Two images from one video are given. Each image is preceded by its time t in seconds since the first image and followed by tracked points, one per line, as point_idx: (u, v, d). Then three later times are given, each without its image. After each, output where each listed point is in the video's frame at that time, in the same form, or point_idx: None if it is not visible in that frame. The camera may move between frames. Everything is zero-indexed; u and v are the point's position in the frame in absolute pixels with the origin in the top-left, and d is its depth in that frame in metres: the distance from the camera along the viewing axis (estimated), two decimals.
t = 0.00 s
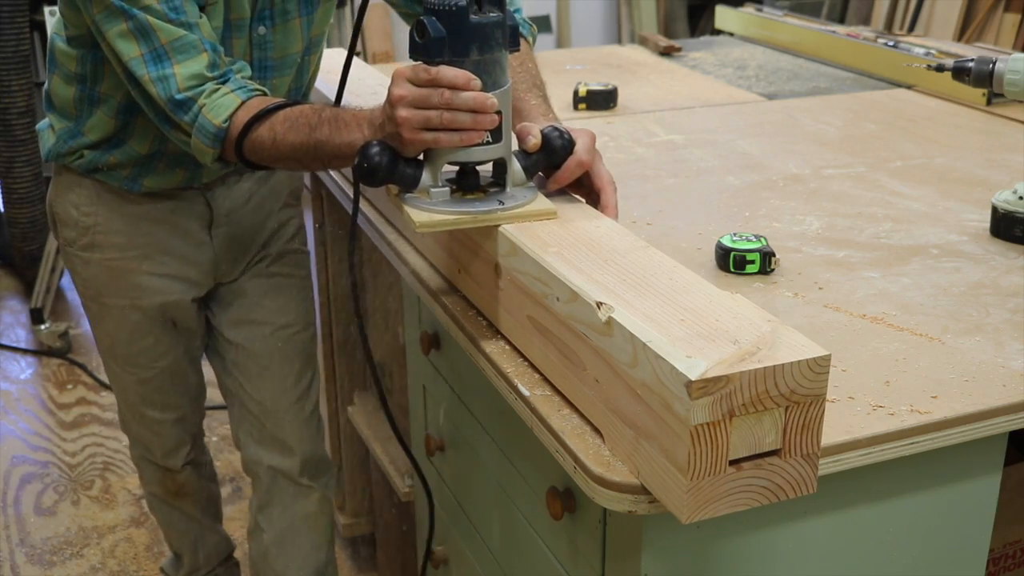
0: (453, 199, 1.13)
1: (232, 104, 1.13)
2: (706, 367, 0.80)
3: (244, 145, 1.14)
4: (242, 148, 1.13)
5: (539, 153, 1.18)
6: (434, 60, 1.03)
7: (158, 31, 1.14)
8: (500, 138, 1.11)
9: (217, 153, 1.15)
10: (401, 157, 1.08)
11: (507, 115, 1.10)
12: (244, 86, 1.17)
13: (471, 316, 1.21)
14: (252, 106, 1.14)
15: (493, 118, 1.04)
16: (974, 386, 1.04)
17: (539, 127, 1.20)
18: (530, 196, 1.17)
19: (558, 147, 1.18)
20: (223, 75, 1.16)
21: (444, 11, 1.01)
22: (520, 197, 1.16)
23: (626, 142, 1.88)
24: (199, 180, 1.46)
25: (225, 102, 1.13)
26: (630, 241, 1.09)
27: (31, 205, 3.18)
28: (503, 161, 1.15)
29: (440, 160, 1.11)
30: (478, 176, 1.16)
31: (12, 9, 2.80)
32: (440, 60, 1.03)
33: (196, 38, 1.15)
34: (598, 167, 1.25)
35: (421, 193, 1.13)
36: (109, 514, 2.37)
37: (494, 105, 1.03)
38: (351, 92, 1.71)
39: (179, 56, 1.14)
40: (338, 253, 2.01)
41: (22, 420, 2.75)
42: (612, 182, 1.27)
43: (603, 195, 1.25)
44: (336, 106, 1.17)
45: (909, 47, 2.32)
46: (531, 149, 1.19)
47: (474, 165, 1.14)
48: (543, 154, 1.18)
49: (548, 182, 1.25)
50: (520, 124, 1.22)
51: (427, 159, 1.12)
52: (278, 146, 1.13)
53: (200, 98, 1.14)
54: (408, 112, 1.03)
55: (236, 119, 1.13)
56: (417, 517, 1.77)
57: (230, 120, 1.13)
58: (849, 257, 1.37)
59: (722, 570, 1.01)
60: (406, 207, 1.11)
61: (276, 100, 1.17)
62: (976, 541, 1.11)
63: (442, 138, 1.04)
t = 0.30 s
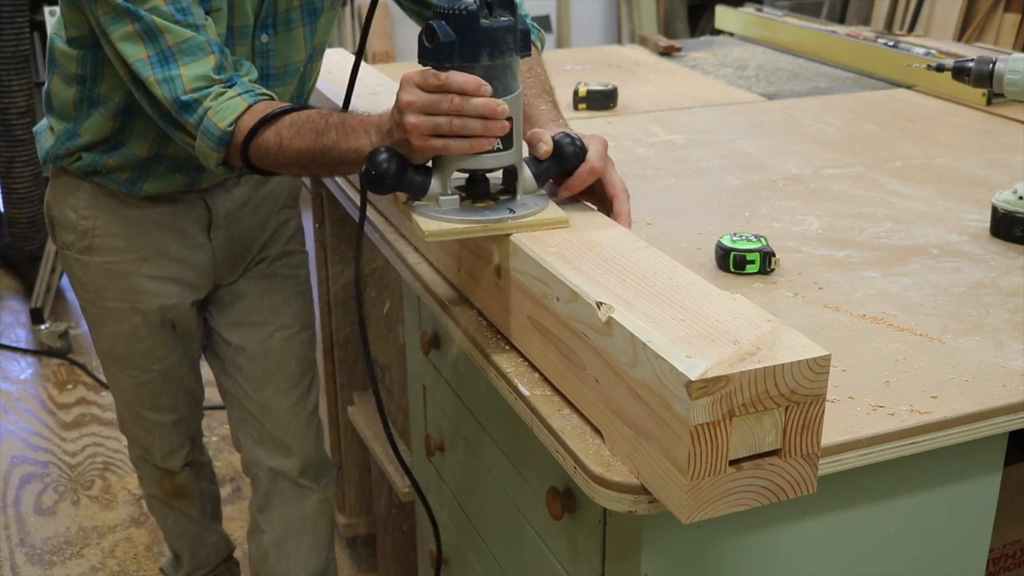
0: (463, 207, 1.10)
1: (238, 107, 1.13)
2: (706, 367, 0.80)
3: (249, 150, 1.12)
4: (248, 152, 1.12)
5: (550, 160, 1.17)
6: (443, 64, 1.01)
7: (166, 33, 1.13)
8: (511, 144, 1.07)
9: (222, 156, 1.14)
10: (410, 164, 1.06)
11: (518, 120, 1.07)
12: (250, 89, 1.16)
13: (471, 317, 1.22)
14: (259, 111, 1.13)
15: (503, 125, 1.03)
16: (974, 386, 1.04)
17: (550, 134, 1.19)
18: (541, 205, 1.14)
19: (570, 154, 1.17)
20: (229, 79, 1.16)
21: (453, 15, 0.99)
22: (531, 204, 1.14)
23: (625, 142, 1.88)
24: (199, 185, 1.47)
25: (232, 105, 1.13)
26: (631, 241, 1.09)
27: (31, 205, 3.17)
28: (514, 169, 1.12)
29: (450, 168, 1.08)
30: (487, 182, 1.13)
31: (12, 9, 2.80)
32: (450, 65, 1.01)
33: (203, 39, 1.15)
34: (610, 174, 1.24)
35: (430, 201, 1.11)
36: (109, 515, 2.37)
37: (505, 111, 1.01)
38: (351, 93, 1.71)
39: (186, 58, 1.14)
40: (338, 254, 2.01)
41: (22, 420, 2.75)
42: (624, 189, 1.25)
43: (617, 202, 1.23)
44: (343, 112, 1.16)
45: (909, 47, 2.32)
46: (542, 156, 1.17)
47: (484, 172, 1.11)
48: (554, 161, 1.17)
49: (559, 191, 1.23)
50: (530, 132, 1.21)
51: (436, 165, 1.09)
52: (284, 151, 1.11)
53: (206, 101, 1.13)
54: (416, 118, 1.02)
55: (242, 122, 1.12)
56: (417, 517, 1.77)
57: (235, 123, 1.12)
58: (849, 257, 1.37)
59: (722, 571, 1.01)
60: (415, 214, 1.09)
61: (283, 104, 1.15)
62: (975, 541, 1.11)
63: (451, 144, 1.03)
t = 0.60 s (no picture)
0: (475, 218, 1.08)
1: (245, 110, 1.12)
2: (706, 367, 0.80)
3: (256, 155, 1.11)
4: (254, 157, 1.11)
5: (564, 169, 1.14)
6: (457, 71, 0.98)
7: (173, 34, 1.13)
8: (525, 153, 1.05)
9: (228, 160, 1.13)
10: (421, 174, 1.04)
11: (533, 128, 1.04)
12: (257, 92, 1.15)
13: (471, 317, 1.22)
14: (267, 114, 1.12)
15: (518, 133, 0.99)
16: (974, 386, 1.04)
17: (564, 143, 1.16)
18: (555, 215, 1.11)
19: (584, 161, 1.14)
20: (237, 81, 1.15)
21: (466, 20, 0.96)
22: (546, 215, 1.11)
23: (625, 142, 1.88)
24: (199, 191, 1.47)
25: (239, 108, 1.12)
26: (631, 241, 1.09)
27: (31, 205, 3.18)
28: (528, 177, 1.10)
29: (462, 177, 1.06)
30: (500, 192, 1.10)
31: (12, 9, 2.80)
32: (462, 72, 0.98)
33: (211, 40, 1.14)
34: (625, 183, 1.20)
35: (441, 211, 1.09)
36: (109, 514, 2.37)
37: (519, 119, 0.98)
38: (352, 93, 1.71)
39: (193, 59, 1.13)
40: (338, 254, 2.01)
41: (22, 420, 2.75)
42: (639, 198, 1.22)
43: (632, 211, 1.20)
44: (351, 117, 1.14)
45: (910, 47, 2.32)
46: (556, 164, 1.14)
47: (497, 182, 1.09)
48: (569, 169, 1.14)
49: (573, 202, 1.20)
50: (543, 141, 1.18)
51: (448, 174, 1.07)
52: (291, 157, 1.10)
53: (212, 102, 1.12)
54: (427, 125, 0.98)
55: (248, 126, 1.11)
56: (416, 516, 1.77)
57: (242, 127, 1.11)
58: (849, 257, 1.37)
59: (722, 571, 1.01)
60: (427, 225, 1.07)
61: (291, 109, 1.14)
62: (975, 541, 1.11)
63: (464, 153, 0.99)
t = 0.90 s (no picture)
0: (485, 226, 1.06)
1: (251, 114, 1.11)
2: (706, 367, 0.80)
3: (261, 160, 1.11)
4: (259, 162, 1.10)
5: (576, 175, 1.12)
6: (467, 77, 0.96)
7: (179, 35, 1.13)
8: (535, 160, 1.03)
9: (232, 164, 1.12)
10: (429, 180, 1.03)
11: (545, 134, 1.03)
12: (264, 96, 1.15)
13: (470, 318, 1.22)
14: (273, 119, 1.12)
15: (527, 140, 0.99)
16: (974, 386, 1.04)
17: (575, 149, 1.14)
18: (568, 223, 1.09)
19: (596, 168, 1.12)
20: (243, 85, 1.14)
21: (476, 25, 0.95)
22: (559, 223, 1.08)
23: (625, 142, 1.87)
24: (207, 196, 1.47)
25: (244, 112, 1.11)
26: (631, 242, 1.09)
27: (31, 205, 3.17)
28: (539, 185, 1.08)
29: (472, 184, 1.04)
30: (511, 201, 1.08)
31: (12, 9, 2.80)
32: (473, 77, 0.97)
33: (218, 43, 1.14)
34: (637, 190, 1.20)
35: (451, 219, 1.07)
36: (109, 514, 2.37)
37: (530, 125, 0.98)
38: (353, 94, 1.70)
39: (199, 62, 1.13)
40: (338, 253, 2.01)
41: (22, 420, 2.74)
42: (651, 204, 1.21)
43: (645, 219, 1.19)
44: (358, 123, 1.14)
45: (910, 47, 2.32)
46: (568, 171, 1.12)
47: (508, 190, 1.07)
48: (581, 175, 1.12)
49: (584, 208, 1.18)
50: (553, 147, 1.16)
51: (458, 181, 1.05)
52: (296, 161, 1.10)
53: (217, 106, 1.11)
54: (436, 133, 0.98)
55: (254, 130, 1.10)
56: (416, 517, 1.77)
57: (247, 131, 1.10)
58: (849, 257, 1.37)
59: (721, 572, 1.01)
60: (434, 232, 1.05)
61: (297, 114, 1.14)
62: (975, 541, 1.11)
63: (474, 159, 0.99)
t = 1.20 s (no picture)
0: (496, 234, 1.05)
1: (258, 117, 1.11)
2: (706, 367, 0.80)
3: (266, 162, 1.11)
4: (264, 165, 1.10)
5: (587, 182, 1.11)
6: (477, 81, 0.96)
7: (195, 34, 1.13)
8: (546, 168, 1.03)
9: (236, 166, 1.13)
10: (439, 188, 1.02)
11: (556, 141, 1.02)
12: (273, 100, 1.15)
13: (471, 319, 1.22)
14: (279, 121, 1.11)
15: (541, 146, 0.98)
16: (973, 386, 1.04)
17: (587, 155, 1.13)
18: (579, 231, 1.08)
19: (608, 175, 1.11)
20: (253, 88, 1.14)
21: (486, 29, 0.94)
22: (570, 230, 1.08)
23: (625, 142, 1.87)
24: (221, 201, 1.47)
25: (252, 114, 1.11)
26: (631, 244, 1.09)
27: (31, 205, 3.17)
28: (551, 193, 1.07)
29: (482, 192, 1.03)
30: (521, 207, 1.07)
31: (12, 9, 2.80)
32: (483, 82, 0.96)
33: (234, 46, 1.14)
34: (650, 199, 1.19)
35: (461, 227, 1.06)
36: (109, 514, 2.37)
37: (542, 132, 0.97)
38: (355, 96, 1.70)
39: (213, 62, 1.13)
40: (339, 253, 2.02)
41: (22, 420, 2.75)
42: (665, 213, 1.20)
43: (658, 228, 1.18)
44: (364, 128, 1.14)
45: (910, 47, 2.32)
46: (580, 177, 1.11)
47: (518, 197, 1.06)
48: (592, 182, 1.11)
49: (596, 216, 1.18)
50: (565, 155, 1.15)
51: (468, 189, 1.05)
52: (302, 165, 1.09)
53: (226, 108, 1.11)
54: (446, 139, 0.98)
55: (260, 133, 1.10)
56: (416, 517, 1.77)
57: (253, 133, 1.10)
58: (849, 257, 1.37)
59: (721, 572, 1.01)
60: (444, 241, 1.04)
61: (304, 117, 1.14)
62: (975, 541, 1.11)
63: (485, 166, 0.99)
